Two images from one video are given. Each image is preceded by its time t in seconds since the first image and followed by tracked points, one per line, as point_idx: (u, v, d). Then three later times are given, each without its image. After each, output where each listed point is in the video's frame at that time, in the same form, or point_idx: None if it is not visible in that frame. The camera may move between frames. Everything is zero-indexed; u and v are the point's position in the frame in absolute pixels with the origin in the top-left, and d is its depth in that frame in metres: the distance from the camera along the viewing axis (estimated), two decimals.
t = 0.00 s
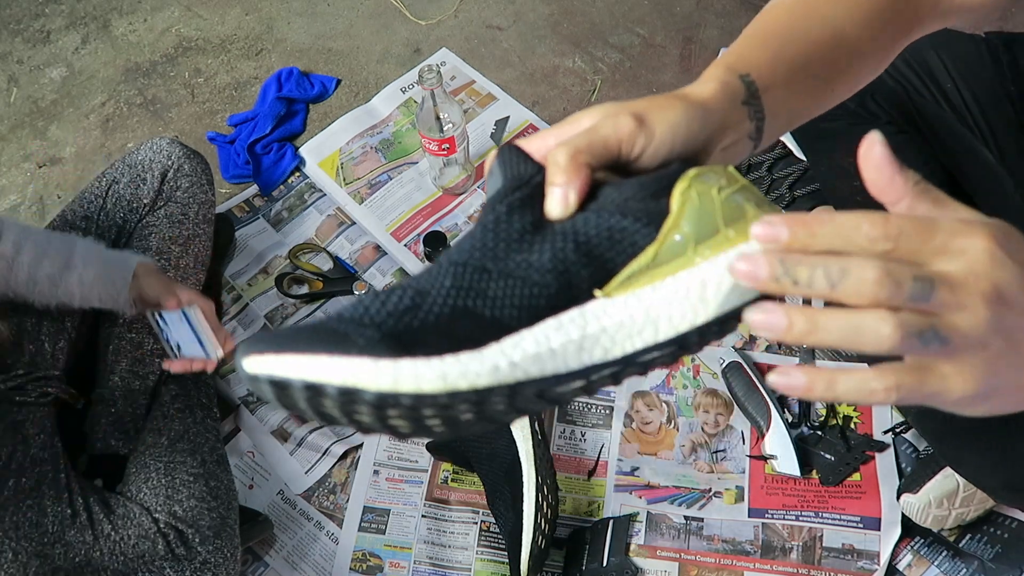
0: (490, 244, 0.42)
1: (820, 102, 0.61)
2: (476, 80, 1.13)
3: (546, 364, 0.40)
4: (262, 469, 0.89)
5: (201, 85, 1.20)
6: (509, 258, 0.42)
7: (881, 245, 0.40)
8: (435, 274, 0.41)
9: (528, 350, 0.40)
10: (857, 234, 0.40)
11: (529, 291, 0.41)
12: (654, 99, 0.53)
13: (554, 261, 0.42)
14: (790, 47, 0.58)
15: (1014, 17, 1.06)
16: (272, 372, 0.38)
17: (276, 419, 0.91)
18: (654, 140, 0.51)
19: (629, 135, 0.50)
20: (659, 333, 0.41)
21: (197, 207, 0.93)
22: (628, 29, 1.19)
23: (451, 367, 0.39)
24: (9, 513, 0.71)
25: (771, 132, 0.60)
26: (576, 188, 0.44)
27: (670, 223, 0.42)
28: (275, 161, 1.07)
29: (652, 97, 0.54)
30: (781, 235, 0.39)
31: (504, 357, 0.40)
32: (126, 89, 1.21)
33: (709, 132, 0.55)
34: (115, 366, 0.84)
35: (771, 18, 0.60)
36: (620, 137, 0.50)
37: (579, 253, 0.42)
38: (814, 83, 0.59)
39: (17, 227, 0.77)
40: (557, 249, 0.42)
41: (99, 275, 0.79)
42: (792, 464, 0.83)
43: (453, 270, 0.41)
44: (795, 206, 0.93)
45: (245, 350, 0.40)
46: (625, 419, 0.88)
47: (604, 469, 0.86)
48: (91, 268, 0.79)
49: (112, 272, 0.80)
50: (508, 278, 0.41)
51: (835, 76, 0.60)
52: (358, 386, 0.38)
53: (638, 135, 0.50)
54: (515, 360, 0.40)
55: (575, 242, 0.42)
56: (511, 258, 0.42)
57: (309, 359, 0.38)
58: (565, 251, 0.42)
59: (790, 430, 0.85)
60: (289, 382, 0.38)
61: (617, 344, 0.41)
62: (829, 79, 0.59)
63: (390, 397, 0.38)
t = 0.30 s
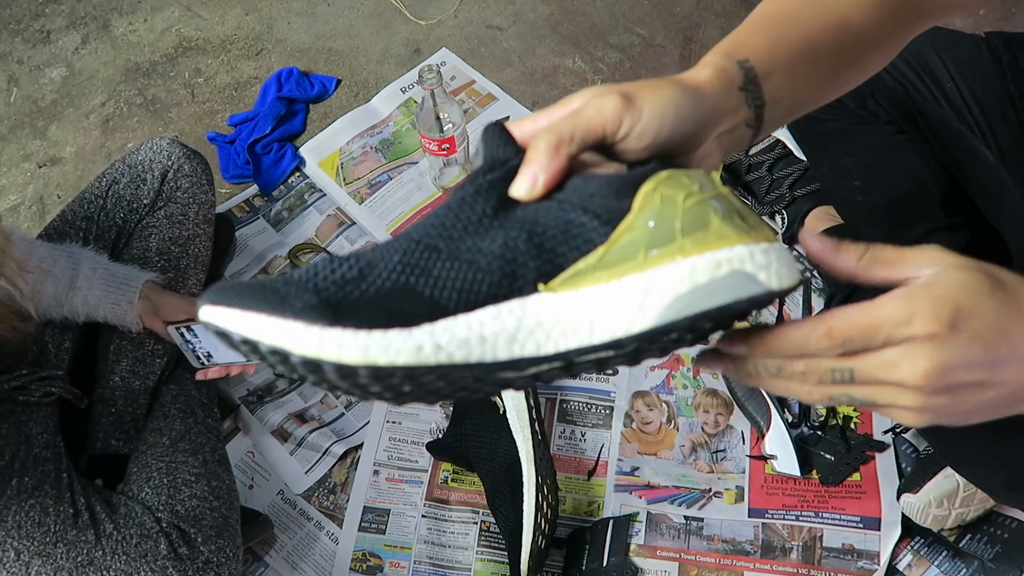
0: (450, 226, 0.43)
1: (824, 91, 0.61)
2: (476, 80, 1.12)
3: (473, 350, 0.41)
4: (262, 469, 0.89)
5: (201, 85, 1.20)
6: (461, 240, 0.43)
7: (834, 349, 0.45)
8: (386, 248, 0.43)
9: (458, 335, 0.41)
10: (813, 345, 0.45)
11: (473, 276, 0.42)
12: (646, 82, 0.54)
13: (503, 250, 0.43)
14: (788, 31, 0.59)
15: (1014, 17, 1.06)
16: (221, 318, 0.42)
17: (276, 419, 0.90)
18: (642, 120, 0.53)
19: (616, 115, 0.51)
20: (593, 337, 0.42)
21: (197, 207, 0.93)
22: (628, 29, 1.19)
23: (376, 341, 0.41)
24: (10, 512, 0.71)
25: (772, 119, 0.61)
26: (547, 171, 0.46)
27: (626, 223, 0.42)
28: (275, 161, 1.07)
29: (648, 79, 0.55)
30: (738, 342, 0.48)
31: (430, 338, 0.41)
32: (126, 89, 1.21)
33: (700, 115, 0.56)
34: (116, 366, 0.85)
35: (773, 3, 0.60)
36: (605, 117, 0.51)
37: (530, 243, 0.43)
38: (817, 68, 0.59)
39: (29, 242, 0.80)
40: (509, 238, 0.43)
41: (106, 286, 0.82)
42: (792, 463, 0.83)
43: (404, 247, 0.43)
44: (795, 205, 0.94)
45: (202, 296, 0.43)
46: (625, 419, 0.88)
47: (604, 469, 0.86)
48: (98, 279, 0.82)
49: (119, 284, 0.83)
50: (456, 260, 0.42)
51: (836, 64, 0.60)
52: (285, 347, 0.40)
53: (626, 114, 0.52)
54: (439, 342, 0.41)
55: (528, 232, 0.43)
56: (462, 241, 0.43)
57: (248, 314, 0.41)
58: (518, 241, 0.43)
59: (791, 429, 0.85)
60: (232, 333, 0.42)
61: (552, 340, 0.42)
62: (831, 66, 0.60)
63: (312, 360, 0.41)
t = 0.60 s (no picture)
0: (437, 226, 0.49)
1: (820, 91, 0.64)
2: (476, 81, 1.12)
3: (451, 348, 0.46)
4: (262, 469, 0.89)
5: (201, 85, 1.20)
6: (446, 241, 0.48)
7: (863, 327, 0.50)
8: (375, 247, 0.49)
9: (438, 333, 0.47)
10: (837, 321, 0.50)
11: (453, 279, 0.47)
12: (639, 84, 0.60)
13: (484, 254, 0.48)
14: (785, 30, 0.61)
15: (1014, 17, 1.06)
16: (214, 304, 0.47)
17: (276, 419, 0.91)
18: (632, 119, 0.58)
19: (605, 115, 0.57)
20: (568, 339, 0.47)
21: (196, 207, 0.94)
22: (628, 29, 1.19)
23: (357, 337, 0.46)
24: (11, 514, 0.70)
25: (768, 118, 0.64)
26: (535, 171, 0.50)
27: (606, 233, 0.47)
28: (275, 161, 1.07)
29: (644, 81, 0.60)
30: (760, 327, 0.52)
31: (411, 336, 0.47)
32: (126, 89, 1.21)
33: (694, 114, 0.60)
34: (115, 367, 0.86)
35: (774, 1, 0.62)
36: (595, 118, 0.57)
37: (510, 246, 0.48)
38: (812, 70, 0.62)
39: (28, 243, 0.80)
40: (491, 241, 0.48)
41: (103, 290, 0.82)
42: (791, 464, 0.83)
43: (393, 247, 0.48)
44: (795, 205, 0.93)
45: (201, 283, 0.48)
46: (625, 420, 0.88)
47: (604, 468, 0.86)
48: (95, 283, 0.82)
49: (115, 288, 0.83)
50: (439, 262, 0.48)
51: (832, 65, 0.62)
52: (273, 340, 0.46)
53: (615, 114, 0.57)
54: (419, 340, 0.46)
55: (511, 234, 0.48)
56: (446, 242, 0.48)
57: (242, 305, 0.46)
58: (499, 245, 0.48)
59: (790, 429, 0.85)
60: (225, 322, 0.47)
61: (527, 341, 0.47)
62: (827, 67, 0.62)
63: (298, 352, 0.46)
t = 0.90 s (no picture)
0: (437, 207, 0.49)
1: (829, 88, 0.67)
2: (476, 81, 1.12)
3: (442, 331, 0.46)
4: (262, 469, 0.89)
5: (201, 85, 1.20)
6: (445, 223, 0.48)
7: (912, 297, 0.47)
8: (373, 224, 0.48)
9: (430, 314, 0.46)
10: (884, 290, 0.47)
11: (450, 261, 0.47)
12: (648, 77, 0.61)
13: (483, 239, 0.48)
14: (793, 30, 0.65)
15: (1014, 17, 1.06)
16: (208, 268, 0.46)
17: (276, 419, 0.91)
18: (638, 111, 0.59)
19: (611, 106, 0.58)
20: (560, 329, 0.47)
21: (197, 207, 0.93)
22: (628, 29, 1.19)
23: (349, 314, 0.45)
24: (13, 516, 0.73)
25: (777, 114, 0.67)
26: (536, 158, 0.52)
27: (606, 225, 0.48)
28: (275, 161, 1.07)
29: (654, 74, 0.62)
30: (885, 283, 0.46)
31: (403, 317, 0.46)
32: (126, 90, 1.21)
33: (700, 109, 0.62)
34: (116, 366, 0.86)
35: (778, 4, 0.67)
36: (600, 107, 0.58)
37: (510, 233, 0.48)
38: (819, 69, 0.66)
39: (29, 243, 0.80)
40: (491, 226, 0.48)
41: (104, 289, 0.84)
42: (791, 463, 0.84)
43: (391, 226, 0.48)
44: (796, 205, 0.94)
45: (194, 247, 0.47)
46: (625, 419, 0.88)
47: (604, 468, 0.86)
48: (95, 285, 0.84)
49: (116, 287, 0.85)
50: (436, 244, 0.48)
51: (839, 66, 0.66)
52: (264, 311, 0.45)
53: (621, 104, 0.59)
54: (411, 322, 0.46)
55: (511, 221, 0.49)
56: (445, 225, 0.48)
57: (236, 273, 0.45)
58: (498, 231, 0.48)
59: (790, 429, 0.86)
60: (215, 289, 0.45)
61: (519, 329, 0.47)
62: (834, 65, 0.66)
63: (288, 325, 0.45)
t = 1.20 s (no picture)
0: (459, 202, 0.49)
1: (848, 78, 0.68)
2: (476, 81, 1.12)
3: (469, 329, 0.46)
4: (262, 469, 0.89)
5: (201, 85, 1.20)
6: (468, 219, 0.48)
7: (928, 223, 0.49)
8: (393, 219, 0.48)
9: (455, 313, 0.46)
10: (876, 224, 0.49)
11: (474, 258, 0.47)
12: (673, 68, 0.61)
13: (507, 235, 0.48)
14: (814, 22, 0.66)
15: (1013, 18, 1.06)
16: (223, 265, 0.45)
17: (276, 419, 0.91)
18: (664, 103, 0.60)
19: (637, 97, 0.58)
20: (589, 326, 0.47)
21: (198, 207, 0.93)
22: (628, 29, 1.19)
23: (372, 313, 0.45)
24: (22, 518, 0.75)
25: (797, 108, 0.67)
26: (558, 151, 0.51)
27: (635, 221, 0.48)
28: (275, 161, 1.07)
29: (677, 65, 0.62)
30: (844, 212, 0.48)
31: (428, 315, 0.46)
32: (126, 90, 1.21)
33: (726, 101, 0.62)
34: (117, 366, 0.86)
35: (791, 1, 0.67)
36: (626, 98, 0.58)
37: (535, 228, 0.48)
38: (837, 57, 0.67)
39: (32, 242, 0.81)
40: (515, 222, 0.48)
41: (108, 287, 0.85)
42: (791, 463, 0.84)
43: (412, 221, 0.48)
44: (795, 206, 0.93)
45: (206, 245, 0.46)
46: (625, 419, 0.88)
47: (604, 468, 0.86)
48: (98, 286, 0.84)
49: (121, 284, 0.85)
50: (460, 240, 0.48)
51: (857, 55, 0.67)
52: (284, 309, 0.44)
53: (647, 95, 0.58)
54: (437, 319, 0.46)
55: (535, 216, 0.49)
56: (468, 220, 0.48)
57: (254, 271, 0.44)
58: (522, 226, 0.48)
59: (790, 429, 0.86)
60: (231, 287, 0.45)
61: (545, 327, 0.47)
62: (842, 64, 0.67)
63: (310, 324, 0.45)
